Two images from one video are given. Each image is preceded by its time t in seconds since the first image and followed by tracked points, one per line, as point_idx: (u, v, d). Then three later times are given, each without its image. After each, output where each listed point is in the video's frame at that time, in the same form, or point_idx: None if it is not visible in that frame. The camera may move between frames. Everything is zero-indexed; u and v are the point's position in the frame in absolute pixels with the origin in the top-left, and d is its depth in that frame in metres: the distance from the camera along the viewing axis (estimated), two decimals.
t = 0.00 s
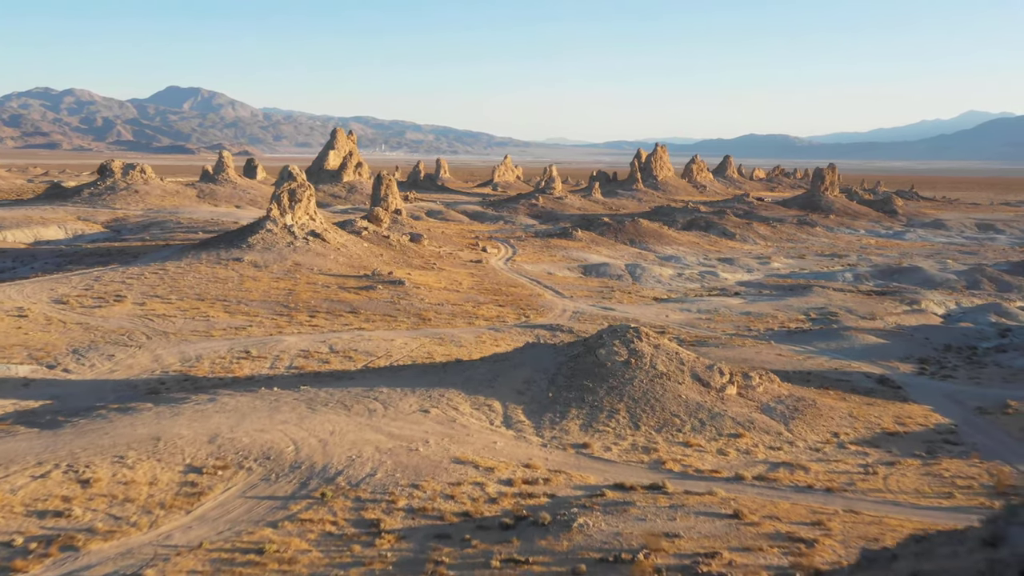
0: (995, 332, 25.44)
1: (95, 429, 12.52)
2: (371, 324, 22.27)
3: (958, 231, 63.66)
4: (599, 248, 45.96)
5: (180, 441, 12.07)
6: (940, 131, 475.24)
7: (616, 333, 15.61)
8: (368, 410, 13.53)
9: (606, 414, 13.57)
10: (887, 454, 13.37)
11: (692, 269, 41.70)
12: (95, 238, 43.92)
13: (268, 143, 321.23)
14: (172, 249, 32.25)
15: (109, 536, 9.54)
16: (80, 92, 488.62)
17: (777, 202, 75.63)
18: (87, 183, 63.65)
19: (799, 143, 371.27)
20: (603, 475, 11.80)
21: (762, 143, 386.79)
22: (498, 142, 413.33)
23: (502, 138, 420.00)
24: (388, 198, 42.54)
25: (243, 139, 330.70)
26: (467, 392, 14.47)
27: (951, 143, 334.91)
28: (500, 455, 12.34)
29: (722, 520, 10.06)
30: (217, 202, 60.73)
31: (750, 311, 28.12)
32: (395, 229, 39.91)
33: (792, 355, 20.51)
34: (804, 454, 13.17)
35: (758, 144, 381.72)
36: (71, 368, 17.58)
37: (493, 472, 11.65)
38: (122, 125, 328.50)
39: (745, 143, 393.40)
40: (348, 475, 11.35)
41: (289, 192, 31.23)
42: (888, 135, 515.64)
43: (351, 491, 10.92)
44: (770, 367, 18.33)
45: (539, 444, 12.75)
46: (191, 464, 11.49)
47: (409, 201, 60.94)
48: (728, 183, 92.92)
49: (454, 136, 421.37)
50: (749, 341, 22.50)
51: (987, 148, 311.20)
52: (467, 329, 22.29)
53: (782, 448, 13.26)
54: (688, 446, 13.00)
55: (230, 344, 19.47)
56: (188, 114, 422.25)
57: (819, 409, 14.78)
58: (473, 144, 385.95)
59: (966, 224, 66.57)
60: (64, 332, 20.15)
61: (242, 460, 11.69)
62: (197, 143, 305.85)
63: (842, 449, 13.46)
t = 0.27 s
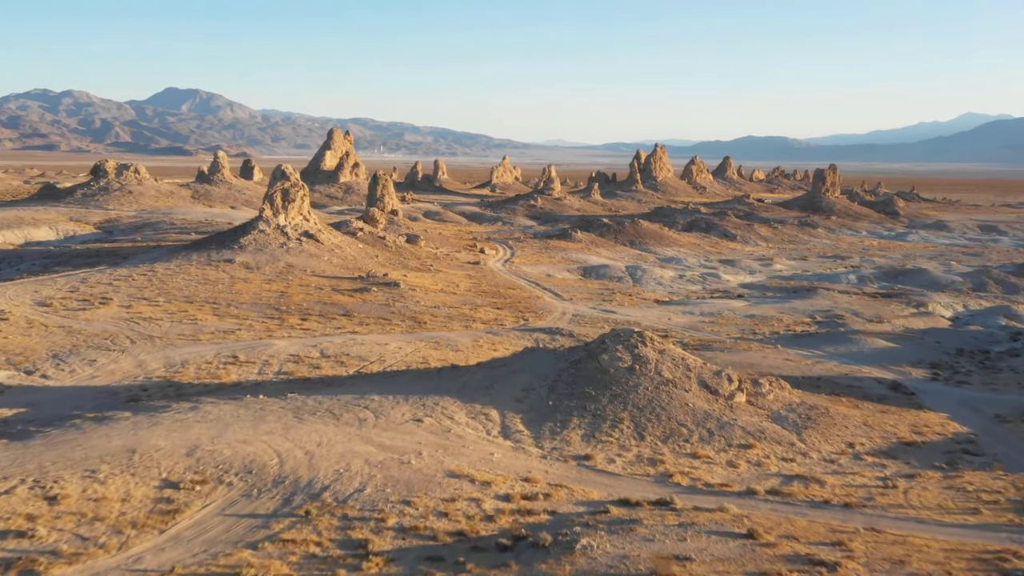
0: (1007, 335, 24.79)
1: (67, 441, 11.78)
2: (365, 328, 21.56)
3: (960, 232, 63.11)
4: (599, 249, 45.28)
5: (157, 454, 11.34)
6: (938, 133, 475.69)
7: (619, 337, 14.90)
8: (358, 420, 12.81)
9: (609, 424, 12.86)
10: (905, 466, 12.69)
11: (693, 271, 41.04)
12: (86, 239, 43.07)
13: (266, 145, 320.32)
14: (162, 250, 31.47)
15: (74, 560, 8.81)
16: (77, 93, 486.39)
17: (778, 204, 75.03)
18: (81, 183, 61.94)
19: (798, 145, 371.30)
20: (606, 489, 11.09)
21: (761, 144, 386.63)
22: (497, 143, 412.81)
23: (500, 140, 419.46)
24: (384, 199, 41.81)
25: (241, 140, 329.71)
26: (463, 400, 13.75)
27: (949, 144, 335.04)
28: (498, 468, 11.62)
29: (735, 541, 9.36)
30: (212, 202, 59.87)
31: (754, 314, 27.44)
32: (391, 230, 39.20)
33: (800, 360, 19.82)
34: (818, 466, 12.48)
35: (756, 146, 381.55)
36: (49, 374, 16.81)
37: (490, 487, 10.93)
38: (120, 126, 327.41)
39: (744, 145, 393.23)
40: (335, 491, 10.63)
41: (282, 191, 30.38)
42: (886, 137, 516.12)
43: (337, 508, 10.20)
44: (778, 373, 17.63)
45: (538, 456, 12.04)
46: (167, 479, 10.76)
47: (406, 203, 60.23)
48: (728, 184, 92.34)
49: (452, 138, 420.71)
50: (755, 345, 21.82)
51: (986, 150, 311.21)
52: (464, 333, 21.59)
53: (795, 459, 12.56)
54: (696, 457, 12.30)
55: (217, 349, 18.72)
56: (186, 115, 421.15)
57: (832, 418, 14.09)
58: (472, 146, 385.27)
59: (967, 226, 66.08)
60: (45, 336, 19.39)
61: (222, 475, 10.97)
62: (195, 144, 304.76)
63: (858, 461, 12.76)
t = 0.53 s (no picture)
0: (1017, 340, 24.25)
1: (40, 454, 11.15)
2: (359, 334, 20.95)
3: (962, 237, 62.70)
4: (598, 253, 44.72)
5: (135, 468, 10.71)
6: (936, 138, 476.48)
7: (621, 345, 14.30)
8: (349, 432, 12.19)
9: (612, 436, 12.26)
10: (923, 480, 12.08)
11: (694, 275, 40.50)
12: (78, 243, 42.38)
13: (264, 150, 320.10)
14: (154, 253, 30.83)
15: None
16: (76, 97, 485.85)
17: (778, 208, 74.60)
18: (75, 187, 60.96)
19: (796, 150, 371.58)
20: (610, 506, 10.47)
21: (759, 149, 386.97)
22: (494, 148, 412.84)
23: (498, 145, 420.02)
24: (381, 202, 41.22)
25: (239, 145, 329.39)
26: (459, 410, 13.14)
27: (948, 149, 335.34)
28: (495, 483, 11.00)
29: (750, 564, 8.75)
30: (207, 206, 59.23)
31: (758, 319, 26.87)
32: (388, 234, 38.62)
33: (807, 367, 19.24)
34: (832, 480, 11.87)
35: (755, 151, 382.01)
36: (29, 382, 16.16)
37: (487, 503, 10.29)
38: (118, 131, 326.93)
39: (742, 150, 393.63)
40: (322, 508, 10.00)
41: (276, 194, 29.79)
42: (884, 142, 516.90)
43: (324, 527, 9.57)
44: (785, 382, 17.04)
45: (538, 470, 11.42)
46: (144, 495, 10.15)
47: (404, 207, 59.70)
48: (727, 189, 91.96)
49: (450, 142, 420.54)
50: (760, 351, 21.25)
51: (984, 155, 311.55)
52: (461, 339, 21.00)
53: (807, 473, 11.95)
54: (704, 471, 11.68)
55: (205, 356, 18.08)
56: (185, 120, 420.73)
57: (845, 429, 13.48)
58: (470, 151, 385.21)
59: (969, 230, 65.66)
60: (27, 342, 18.73)
61: (203, 491, 10.34)
62: (193, 149, 304.38)
63: (873, 474, 12.16)
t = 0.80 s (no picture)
0: None
1: (10, 470, 10.50)
2: (352, 341, 20.31)
3: (965, 242, 62.28)
4: (598, 258, 44.15)
5: (109, 486, 10.06)
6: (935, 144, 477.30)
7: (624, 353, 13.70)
8: (338, 445, 11.55)
9: (615, 449, 11.64)
10: (943, 496, 11.45)
11: (695, 281, 39.94)
12: (70, 247, 41.73)
13: (263, 155, 319.73)
14: (145, 258, 30.19)
15: None
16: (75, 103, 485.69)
17: (779, 212, 74.15)
18: (70, 191, 60.19)
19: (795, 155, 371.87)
20: (614, 525, 9.82)
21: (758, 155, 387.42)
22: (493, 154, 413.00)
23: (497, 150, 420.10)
24: (378, 206, 40.63)
25: (238, 150, 329.02)
26: (454, 422, 12.51)
27: (946, 155, 335.78)
28: (492, 501, 10.36)
29: None
30: (203, 210, 58.60)
31: (762, 325, 26.29)
32: (385, 238, 38.03)
33: (815, 376, 18.65)
34: (847, 496, 11.24)
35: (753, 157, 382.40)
36: (8, 391, 15.50)
37: (483, 522, 9.65)
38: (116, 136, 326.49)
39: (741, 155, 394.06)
40: (306, 529, 9.35)
41: (270, 197, 29.19)
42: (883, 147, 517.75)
43: (308, 549, 8.92)
44: (794, 391, 16.43)
45: (537, 486, 10.78)
46: (117, 515, 9.48)
47: (402, 211, 59.16)
48: (727, 193, 91.56)
49: (449, 148, 420.71)
50: (765, 359, 20.67)
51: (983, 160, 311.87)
52: (458, 346, 20.39)
53: (821, 488, 11.33)
54: (712, 487, 11.04)
55: (192, 363, 17.43)
56: (183, 125, 420.39)
57: (858, 441, 12.87)
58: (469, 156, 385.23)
59: (971, 235, 65.24)
60: (9, 349, 18.08)
61: (180, 510, 9.69)
62: (191, 154, 303.86)
63: (890, 490, 11.53)
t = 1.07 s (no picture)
0: None
1: None
2: (344, 349, 19.59)
3: (967, 248, 61.76)
4: (598, 263, 43.48)
5: (74, 508, 9.27)
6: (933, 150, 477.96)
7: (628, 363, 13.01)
8: (323, 462, 10.82)
9: (620, 466, 10.91)
10: (969, 516, 10.73)
11: (697, 286, 39.27)
12: (60, 252, 40.92)
13: (261, 161, 319.21)
14: (133, 263, 29.42)
15: None
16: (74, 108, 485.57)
17: (779, 218, 73.60)
18: (62, 196, 59.35)
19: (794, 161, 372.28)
20: (620, 550, 9.07)
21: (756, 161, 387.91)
22: (492, 159, 413.02)
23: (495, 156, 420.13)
24: (374, 210, 39.97)
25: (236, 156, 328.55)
26: (448, 437, 11.78)
27: (944, 161, 336.28)
28: (488, 523, 9.61)
29: None
30: (197, 215, 57.84)
31: (767, 333, 25.60)
32: (380, 243, 37.31)
33: (825, 386, 17.94)
34: (868, 516, 10.50)
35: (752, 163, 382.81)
36: None
37: (478, 547, 8.88)
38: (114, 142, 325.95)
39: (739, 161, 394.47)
40: (286, 555, 8.58)
41: (262, 201, 28.46)
42: (881, 153, 518.34)
43: None
44: (804, 403, 15.71)
45: (536, 506, 10.04)
46: (80, 540, 8.68)
47: (399, 217, 58.49)
48: (727, 199, 91.06)
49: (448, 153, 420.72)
50: (772, 368, 19.96)
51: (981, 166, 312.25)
52: (454, 354, 19.67)
53: (840, 508, 10.59)
54: (724, 506, 10.30)
55: (176, 372, 16.67)
56: (181, 130, 420.05)
57: (875, 456, 12.16)
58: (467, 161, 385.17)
59: (974, 241, 64.72)
60: None
61: (150, 534, 8.90)
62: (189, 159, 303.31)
63: (913, 509, 10.79)
